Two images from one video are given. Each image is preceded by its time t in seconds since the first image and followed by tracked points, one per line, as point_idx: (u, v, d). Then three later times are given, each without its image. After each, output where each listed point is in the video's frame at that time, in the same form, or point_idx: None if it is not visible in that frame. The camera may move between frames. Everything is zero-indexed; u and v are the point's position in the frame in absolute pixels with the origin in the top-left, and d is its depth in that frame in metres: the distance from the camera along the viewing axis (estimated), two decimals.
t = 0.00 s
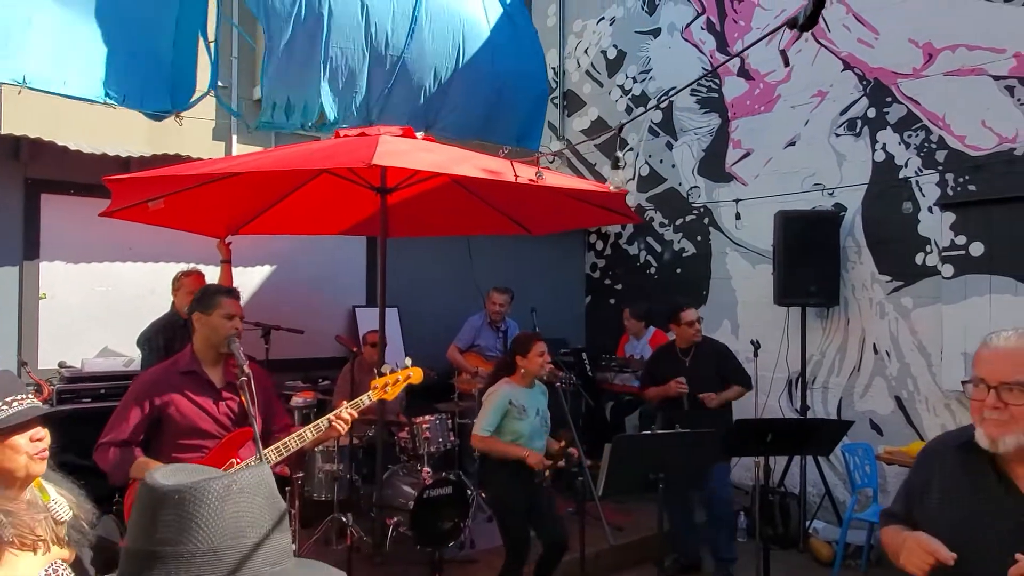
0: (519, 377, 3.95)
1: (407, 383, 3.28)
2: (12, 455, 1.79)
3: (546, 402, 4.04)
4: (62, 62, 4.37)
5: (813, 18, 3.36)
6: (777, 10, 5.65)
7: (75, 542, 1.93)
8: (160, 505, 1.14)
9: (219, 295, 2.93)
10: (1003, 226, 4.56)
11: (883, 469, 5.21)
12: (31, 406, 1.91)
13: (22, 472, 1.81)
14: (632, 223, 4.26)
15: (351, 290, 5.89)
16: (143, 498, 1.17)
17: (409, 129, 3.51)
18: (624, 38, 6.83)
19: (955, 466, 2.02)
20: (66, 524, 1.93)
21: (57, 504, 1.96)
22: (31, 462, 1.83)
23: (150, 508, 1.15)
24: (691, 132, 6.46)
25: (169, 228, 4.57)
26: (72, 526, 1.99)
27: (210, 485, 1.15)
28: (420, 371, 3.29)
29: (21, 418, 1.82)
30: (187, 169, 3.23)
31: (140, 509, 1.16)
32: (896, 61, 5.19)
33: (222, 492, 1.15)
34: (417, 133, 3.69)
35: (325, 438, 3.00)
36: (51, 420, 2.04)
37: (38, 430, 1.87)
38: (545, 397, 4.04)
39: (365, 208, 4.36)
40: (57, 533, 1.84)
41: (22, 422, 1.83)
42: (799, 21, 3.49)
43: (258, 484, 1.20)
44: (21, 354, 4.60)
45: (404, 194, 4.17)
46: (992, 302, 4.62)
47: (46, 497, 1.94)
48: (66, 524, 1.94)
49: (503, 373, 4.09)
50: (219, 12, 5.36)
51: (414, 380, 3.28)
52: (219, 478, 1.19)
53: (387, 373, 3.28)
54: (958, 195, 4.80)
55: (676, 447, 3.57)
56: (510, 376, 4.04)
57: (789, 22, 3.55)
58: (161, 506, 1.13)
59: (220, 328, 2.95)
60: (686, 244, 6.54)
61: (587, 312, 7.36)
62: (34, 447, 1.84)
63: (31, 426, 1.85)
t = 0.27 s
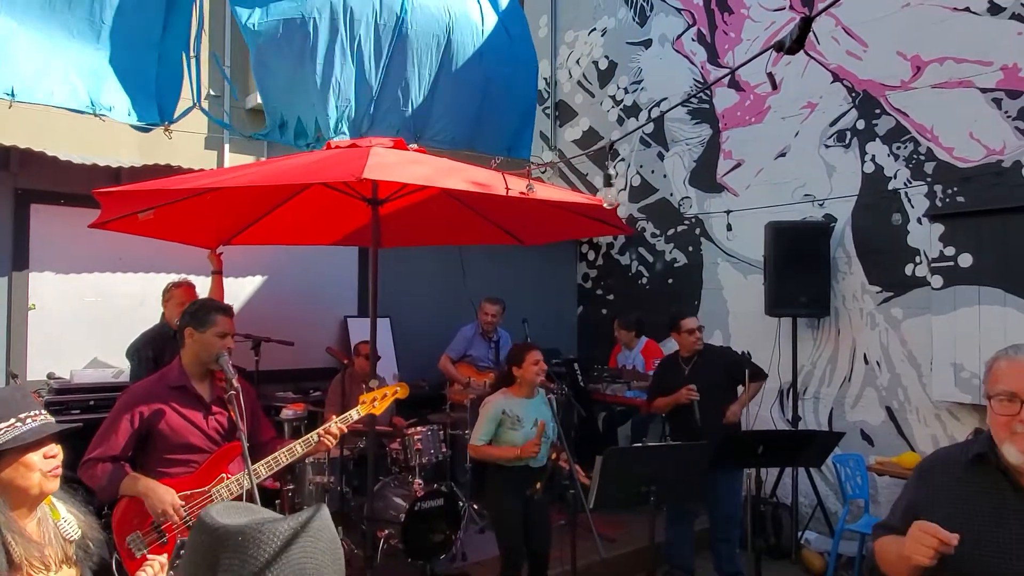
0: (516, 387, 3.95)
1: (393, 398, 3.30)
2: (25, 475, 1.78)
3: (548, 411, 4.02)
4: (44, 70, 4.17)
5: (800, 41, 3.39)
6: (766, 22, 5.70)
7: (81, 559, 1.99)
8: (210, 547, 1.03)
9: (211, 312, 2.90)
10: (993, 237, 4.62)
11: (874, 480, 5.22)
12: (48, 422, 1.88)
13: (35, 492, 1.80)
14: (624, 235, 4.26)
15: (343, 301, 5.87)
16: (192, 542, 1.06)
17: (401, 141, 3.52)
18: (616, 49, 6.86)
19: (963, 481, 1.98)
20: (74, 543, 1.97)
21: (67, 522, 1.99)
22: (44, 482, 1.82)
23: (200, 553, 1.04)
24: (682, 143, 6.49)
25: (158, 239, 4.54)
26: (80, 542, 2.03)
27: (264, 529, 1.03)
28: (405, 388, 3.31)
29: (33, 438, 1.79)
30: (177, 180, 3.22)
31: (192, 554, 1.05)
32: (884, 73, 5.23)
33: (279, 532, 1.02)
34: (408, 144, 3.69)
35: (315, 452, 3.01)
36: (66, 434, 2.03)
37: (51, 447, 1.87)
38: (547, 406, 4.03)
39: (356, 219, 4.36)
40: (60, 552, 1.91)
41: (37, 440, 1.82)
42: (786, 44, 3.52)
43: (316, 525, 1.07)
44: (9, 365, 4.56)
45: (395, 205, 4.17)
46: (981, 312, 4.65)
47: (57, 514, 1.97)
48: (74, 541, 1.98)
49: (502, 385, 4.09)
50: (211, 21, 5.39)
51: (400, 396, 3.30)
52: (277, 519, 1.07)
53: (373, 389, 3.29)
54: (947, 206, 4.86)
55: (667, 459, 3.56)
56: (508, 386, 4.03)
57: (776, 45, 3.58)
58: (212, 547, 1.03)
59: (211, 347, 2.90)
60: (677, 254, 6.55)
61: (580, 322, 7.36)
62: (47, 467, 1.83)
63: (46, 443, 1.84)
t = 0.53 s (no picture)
0: (518, 391, 3.97)
1: (389, 400, 3.27)
2: (42, 490, 1.67)
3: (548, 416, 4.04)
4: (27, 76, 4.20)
5: (797, 43, 3.39)
6: (762, 27, 5.73)
7: None
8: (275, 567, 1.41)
9: (209, 316, 2.86)
10: (986, 241, 4.59)
11: (869, 483, 5.23)
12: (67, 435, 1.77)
13: (52, 509, 1.69)
14: (619, 238, 4.26)
15: (338, 304, 5.85)
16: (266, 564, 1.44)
17: (397, 144, 3.52)
18: (611, 53, 6.87)
19: (994, 496, 1.85)
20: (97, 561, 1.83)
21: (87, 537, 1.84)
22: (62, 498, 1.71)
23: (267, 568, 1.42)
24: (678, 147, 6.50)
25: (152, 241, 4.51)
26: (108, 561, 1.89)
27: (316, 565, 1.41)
28: (401, 389, 3.29)
29: (50, 451, 1.68)
30: (172, 183, 3.21)
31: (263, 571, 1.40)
32: (879, 78, 5.25)
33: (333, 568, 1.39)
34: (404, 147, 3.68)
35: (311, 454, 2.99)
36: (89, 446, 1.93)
37: (70, 461, 1.75)
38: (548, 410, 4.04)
39: (352, 222, 4.34)
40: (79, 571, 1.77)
41: (56, 454, 1.71)
42: (781, 47, 3.52)
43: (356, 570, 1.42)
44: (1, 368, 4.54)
45: (391, 208, 4.16)
46: (975, 316, 4.66)
47: (75, 529, 1.83)
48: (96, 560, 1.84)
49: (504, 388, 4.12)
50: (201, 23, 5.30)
51: (397, 397, 3.27)
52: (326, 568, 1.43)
53: (370, 390, 3.26)
54: (942, 210, 4.87)
55: (663, 463, 3.56)
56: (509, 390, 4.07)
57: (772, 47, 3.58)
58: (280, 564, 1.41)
59: (206, 349, 2.88)
60: (673, 258, 6.55)
61: (575, 325, 7.35)
62: (64, 481, 1.72)
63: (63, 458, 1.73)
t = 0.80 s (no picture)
0: (521, 391, 3.96)
1: (392, 399, 3.25)
2: (70, 491, 1.61)
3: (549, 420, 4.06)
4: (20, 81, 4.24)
5: (800, 34, 3.39)
6: (761, 26, 5.72)
7: None
8: None
9: (207, 318, 2.86)
10: (985, 240, 4.59)
11: (869, 483, 5.23)
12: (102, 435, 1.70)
13: (81, 510, 1.63)
14: (619, 237, 4.25)
15: (337, 304, 5.84)
16: None
17: (396, 144, 3.51)
18: (611, 53, 6.87)
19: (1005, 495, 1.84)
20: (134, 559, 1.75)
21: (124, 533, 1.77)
22: (91, 500, 1.64)
23: None
24: (677, 147, 6.49)
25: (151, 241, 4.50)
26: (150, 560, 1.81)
27: None
28: (403, 388, 3.26)
29: (78, 452, 1.61)
30: (170, 182, 3.20)
31: None
32: (878, 77, 5.25)
33: None
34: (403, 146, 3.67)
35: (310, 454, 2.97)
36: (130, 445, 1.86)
37: (103, 462, 1.68)
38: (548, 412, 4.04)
39: (350, 221, 4.33)
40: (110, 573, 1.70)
41: (87, 454, 1.64)
42: (785, 39, 3.52)
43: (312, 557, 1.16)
44: None
45: (389, 207, 4.14)
46: (975, 316, 4.65)
47: (111, 527, 1.75)
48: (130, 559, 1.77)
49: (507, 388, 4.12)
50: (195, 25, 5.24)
51: (399, 396, 3.24)
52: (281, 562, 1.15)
53: (372, 389, 3.25)
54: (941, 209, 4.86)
55: (663, 462, 3.55)
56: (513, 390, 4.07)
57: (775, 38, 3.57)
58: None
59: (204, 352, 2.88)
60: (672, 257, 6.55)
61: (575, 326, 7.34)
62: (94, 482, 1.65)
63: (95, 458, 1.66)
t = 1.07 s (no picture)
0: (524, 386, 3.95)
1: (399, 396, 3.25)
2: (131, 486, 1.63)
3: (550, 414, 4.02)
4: (6, 69, 4.03)
5: (812, 33, 3.39)
6: (766, 23, 5.71)
7: None
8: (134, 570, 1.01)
9: (208, 318, 2.87)
10: (992, 238, 4.58)
11: (874, 481, 5.21)
12: (164, 435, 1.73)
13: (142, 507, 1.64)
14: (624, 234, 4.24)
15: (341, 300, 5.84)
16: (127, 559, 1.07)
17: (401, 140, 3.50)
18: (615, 50, 6.86)
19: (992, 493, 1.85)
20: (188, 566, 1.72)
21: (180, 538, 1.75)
22: (151, 496, 1.65)
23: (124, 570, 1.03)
24: (682, 144, 6.48)
25: (155, 237, 4.50)
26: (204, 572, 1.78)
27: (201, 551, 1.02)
28: (413, 384, 3.26)
29: (141, 447, 1.64)
30: (176, 178, 3.20)
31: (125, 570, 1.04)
32: (884, 75, 5.23)
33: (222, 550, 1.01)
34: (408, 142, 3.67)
35: (314, 451, 2.98)
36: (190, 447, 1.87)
37: (164, 462, 1.71)
38: (548, 407, 4.02)
39: (356, 217, 4.33)
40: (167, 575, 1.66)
41: (150, 451, 1.67)
42: (796, 37, 3.52)
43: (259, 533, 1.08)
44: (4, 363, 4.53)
45: (394, 204, 4.14)
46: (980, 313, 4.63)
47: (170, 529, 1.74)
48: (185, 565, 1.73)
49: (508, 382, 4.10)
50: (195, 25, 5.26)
51: (406, 393, 3.25)
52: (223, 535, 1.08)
53: (379, 386, 3.25)
54: (947, 207, 4.85)
55: (669, 459, 3.54)
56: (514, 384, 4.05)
57: (787, 37, 3.56)
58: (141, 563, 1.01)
59: (208, 354, 2.88)
60: (677, 255, 6.54)
61: (579, 323, 7.34)
62: (154, 479, 1.66)
63: (156, 456, 1.68)
